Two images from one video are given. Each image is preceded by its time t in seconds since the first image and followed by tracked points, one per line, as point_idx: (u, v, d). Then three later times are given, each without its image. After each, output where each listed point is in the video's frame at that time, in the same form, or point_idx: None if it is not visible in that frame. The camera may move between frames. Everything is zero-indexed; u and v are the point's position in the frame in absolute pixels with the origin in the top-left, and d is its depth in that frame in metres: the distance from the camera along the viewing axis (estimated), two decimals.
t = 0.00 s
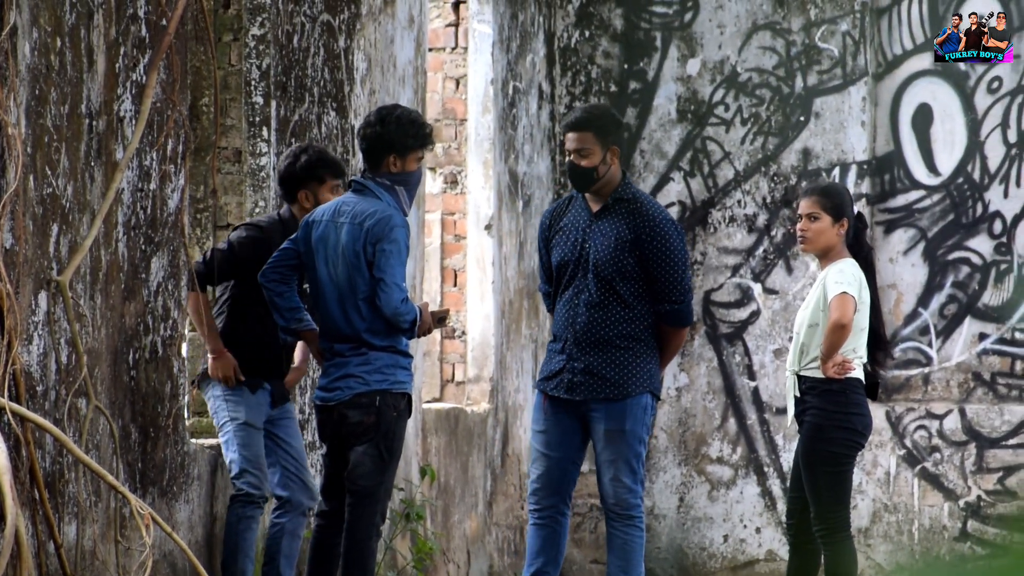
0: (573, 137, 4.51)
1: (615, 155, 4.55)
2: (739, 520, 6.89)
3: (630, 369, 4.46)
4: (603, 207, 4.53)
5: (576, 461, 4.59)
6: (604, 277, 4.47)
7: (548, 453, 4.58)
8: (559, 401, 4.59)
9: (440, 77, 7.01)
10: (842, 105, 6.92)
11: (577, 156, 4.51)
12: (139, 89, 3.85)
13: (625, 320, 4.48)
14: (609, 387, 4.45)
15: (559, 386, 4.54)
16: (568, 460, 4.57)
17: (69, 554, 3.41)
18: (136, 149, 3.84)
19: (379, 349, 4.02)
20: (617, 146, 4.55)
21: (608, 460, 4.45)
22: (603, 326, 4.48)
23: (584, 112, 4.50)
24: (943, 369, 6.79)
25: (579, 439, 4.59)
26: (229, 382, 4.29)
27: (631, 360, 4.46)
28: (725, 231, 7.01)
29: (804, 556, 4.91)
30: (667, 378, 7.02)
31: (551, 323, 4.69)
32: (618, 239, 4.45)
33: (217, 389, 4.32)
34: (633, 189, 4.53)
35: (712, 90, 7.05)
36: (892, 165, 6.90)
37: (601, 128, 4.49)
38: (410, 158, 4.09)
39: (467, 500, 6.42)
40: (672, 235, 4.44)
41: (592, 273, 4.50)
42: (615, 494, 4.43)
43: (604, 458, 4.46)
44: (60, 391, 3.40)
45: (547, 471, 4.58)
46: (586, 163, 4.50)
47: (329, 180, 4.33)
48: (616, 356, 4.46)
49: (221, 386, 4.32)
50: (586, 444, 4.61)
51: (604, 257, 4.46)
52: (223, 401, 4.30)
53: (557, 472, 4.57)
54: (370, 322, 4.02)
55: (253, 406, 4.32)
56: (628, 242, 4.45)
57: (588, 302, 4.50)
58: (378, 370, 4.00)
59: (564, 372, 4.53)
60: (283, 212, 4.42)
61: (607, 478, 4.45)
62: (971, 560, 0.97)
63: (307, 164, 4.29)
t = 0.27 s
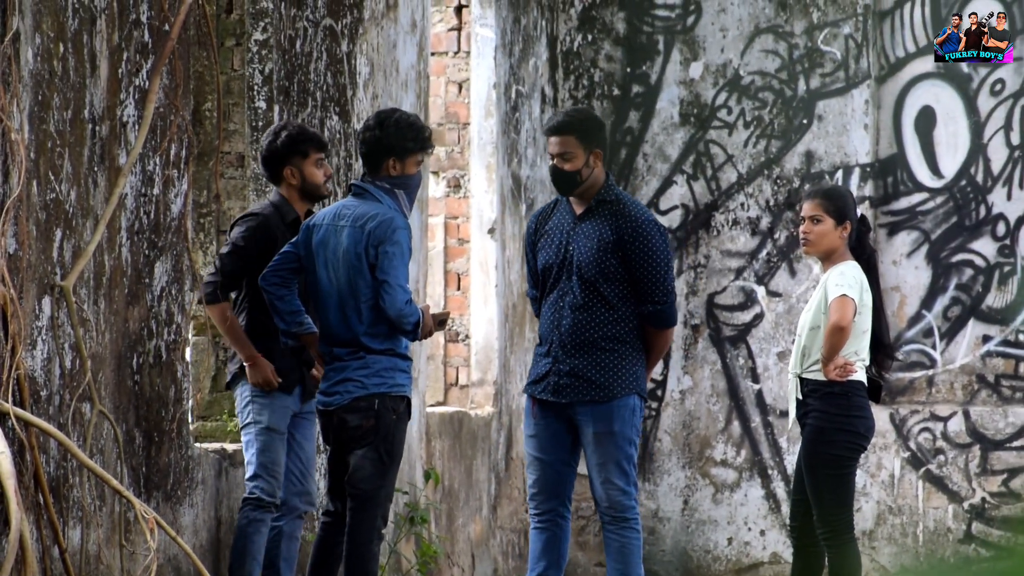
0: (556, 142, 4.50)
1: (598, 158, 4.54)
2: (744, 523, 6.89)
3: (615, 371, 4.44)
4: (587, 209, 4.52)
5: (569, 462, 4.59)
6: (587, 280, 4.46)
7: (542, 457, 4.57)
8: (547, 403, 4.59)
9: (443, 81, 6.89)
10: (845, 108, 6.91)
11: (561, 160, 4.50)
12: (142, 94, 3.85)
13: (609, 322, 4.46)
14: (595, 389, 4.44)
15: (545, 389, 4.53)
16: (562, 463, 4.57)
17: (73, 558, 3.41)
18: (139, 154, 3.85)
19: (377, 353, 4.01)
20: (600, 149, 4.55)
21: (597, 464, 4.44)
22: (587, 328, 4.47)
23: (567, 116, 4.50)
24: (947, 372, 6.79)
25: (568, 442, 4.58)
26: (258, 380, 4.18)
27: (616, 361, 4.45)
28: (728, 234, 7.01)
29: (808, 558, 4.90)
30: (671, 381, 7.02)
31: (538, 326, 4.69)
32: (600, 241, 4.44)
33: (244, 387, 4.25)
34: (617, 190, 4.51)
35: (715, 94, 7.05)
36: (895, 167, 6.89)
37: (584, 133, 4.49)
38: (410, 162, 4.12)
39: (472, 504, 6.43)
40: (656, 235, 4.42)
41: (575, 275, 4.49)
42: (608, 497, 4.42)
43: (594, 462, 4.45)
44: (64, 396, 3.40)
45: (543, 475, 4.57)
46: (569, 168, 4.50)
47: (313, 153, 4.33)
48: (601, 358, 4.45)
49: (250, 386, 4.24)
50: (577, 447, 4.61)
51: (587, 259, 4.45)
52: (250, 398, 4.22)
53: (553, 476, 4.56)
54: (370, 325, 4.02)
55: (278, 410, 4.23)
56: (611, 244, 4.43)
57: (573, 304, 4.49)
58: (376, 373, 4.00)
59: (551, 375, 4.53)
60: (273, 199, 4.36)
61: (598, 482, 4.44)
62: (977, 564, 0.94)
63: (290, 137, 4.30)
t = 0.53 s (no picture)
0: (534, 148, 4.48)
1: (575, 162, 4.52)
2: (748, 528, 6.88)
3: (594, 375, 4.43)
4: (564, 213, 4.50)
5: (558, 464, 4.60)
6: (565, 285, 4.45)
7: (530, 461, 4.58)
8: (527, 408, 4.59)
9: (446, 86, 6.88)
10: (848, 111, 6.92)
11: (540, 166, 4.48)
12: (146, 100, 3.86)
13: (588, 326, 4.45)
14: (574, 393, 4.43)
15: (525, 394, 4.54)
16: (550, 466, 4.58)
17: (77, 563, 3.41)
18: (143, 159, 3.85)
19: (364, 356, 3.95)
20: (578, 154, 4.53)
21: (581, 468, 4.44)
22: (566, 333, 4.46)
23: (544, 122, 4.48)
24: (951, 375, 6.78)
25: (554, 446, 4.59)
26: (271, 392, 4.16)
27: (595, 366, 4.44)
28: (732, 238, 7.00)
29: (810, 562, 4.89)
30: (674, 386, 7.01)
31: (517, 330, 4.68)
32: (578, 245, 4.42)
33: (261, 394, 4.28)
34: (595, 194, 4.49)
35: (719, 97, 7.05)
36: (898, 171, 6.89)
37: (560, 138, 4.48)
38: (401, 166, 4.07)
39: (475, 509, 6.42)
40: (633, 239, 4.40)
41: (554, 280, 4.48)
42: (596, 502, 4.41)
43: (578, 468, 4.45)
44: (68, 401, 3.41)
45: (534, 479, 4.59)
46: (547, 173, 4.48)
47: (304, 152, 4.33)
48: (580, 363, 4.44)
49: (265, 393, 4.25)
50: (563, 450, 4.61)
51: (565, 263, 4.44)
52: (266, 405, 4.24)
53: (543, 479, 4.58)
54: (358, 328, 3.95)
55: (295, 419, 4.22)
56: (588, 248, 4.41)
57: (551, 309, 4.48)
58: (363, 376, 3.93)
59: (531, 380, 4.53)
60: (268, 205, 4.36)
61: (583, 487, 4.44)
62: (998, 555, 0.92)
63: (282, 139, 4.31)
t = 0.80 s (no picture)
0: (482, 161, 4.43)
1: (526, 173, 4.48)
2: (724, 533, 6.92)
3: (549, 383, 4.41)
4: (514, 223, 4.48)
5: (521, 468, 4.58)
6: (518, 294, 4.43)
7: (492, 469, 4.56)
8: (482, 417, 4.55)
9: (420, 93, 6.89)
10: (822, 117, 6.96)
11: (492, 179, 4.43)
12: (119, 109, 3.85)
13: (541, 334, 4.43)
14: (529, 402, 4.40)
15: (479, 404, 4.49)
16: (512, 471, 4.56)
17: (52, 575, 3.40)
18: (116, 169, 3.84)
19: (313, 362, 3.92)
20: (529, 164, 4.49)
21: (540, 474, 4.41)
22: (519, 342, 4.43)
23: (492, 133, 4.43)
24: (925, 381, 6.84)
25: (513, 452, 4.55)
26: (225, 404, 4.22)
27: (549, 373, 4.42)
28: (706, 244, 7.04)
29: (786, 568, 4.91)
30: (649, 392, 7.03)
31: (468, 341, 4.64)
32: (529, 254, 4.40)
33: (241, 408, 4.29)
34: (544, 204, 4.47)
35: (692, 104, 7.08)
36: (872, 176, 6.94)
37: (512, 150, 4.42)
38: (356, 170, 4.05)
39: (451, 517, 6.43)
40: (584, 247, 4.38)
41: (505, 289, 4.45)
42: (557, 509, 4.39)
43: (537, 474, 4.41)
44: (43, 412, 3.39)
45: (499, 486, 4.57)
46: (496, 185, 4.43)
47: (282, 162, 4.31)
48: (534, 371, 4.41)
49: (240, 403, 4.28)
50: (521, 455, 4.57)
51: (516, 273, 4.41)
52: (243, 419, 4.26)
53: (508, 485, 4.56)
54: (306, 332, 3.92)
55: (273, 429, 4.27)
56: (540, 257, 4.39)
57: (504, 319, 4.45)
58: (315, 383, 3.91)
59: (484, 390, 4.49)
60: (249, 214, 4.35)
61: (542, 492, 4.41)
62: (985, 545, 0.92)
63: (260, 147, 4.28)
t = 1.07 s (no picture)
0: (449, 179, 4.40)
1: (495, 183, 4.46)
2: (706, 542, 6.92)
3: (536, 385, 4.43)
4: (486, 230, 4.47)
5: (504, 477, 4.58)
6: (497, 299, 4.43)
7: (474, 476, 4.55)
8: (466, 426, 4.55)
9: (401, 102, 6.85)
10: (802, 126, 6.99)
11: (464, 197, 4.41)
12: (100, 119, 3.85)
13: (524, 337, 4.44)
14: (518, 405, 4.40)
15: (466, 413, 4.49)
16: (495, 477, 4.56)
17: None
18: (98, 179, 3.84)
19: (277, 370, 3.91)
20: (496, 173, 4.47)
21: (524, 474, 4.41)
22: (502, 347, 4.43)
23: (455, 152, 4.38)
24: (907, 388, 6.88)
25: (499, 456, 4.55)
26: (194, 388, 4.33)
27: (535, 375, 4.44)
28: (687, 252, 7.06)
29: None
30: (632, 400, 7.07)
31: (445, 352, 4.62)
32: (507, 259, 4.41)
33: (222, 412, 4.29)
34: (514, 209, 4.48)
35: (673, 113, 7.12)
36: (852, 184, 6.98)
37: (480, 164, 4.40)
38: (326, 178, 4.05)
39: (434, 526, 6.42)
40: (560, 245, 4.43)
41: (483, 296, 4.45)
42: (540, 507, 4.38)
43: (521, 474, 4.42)
44: (24, 422, 3.38)
45: (482, 495, 4.55)
46: (467, 199, 4.41)
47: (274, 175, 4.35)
48: (520, 374, 4.42)
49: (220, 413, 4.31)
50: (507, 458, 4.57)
51: (495, 279, 4.42)
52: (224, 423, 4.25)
53: (492, 493, 4.55)
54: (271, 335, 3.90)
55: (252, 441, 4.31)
56: (517, 261, 4.41)
57: (485, 325, 4.45)
58: (282, 395, 3.91)
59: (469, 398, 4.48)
60: (236, 224, 4.37)
61: (527, 494, 4.42)
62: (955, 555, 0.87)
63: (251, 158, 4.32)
